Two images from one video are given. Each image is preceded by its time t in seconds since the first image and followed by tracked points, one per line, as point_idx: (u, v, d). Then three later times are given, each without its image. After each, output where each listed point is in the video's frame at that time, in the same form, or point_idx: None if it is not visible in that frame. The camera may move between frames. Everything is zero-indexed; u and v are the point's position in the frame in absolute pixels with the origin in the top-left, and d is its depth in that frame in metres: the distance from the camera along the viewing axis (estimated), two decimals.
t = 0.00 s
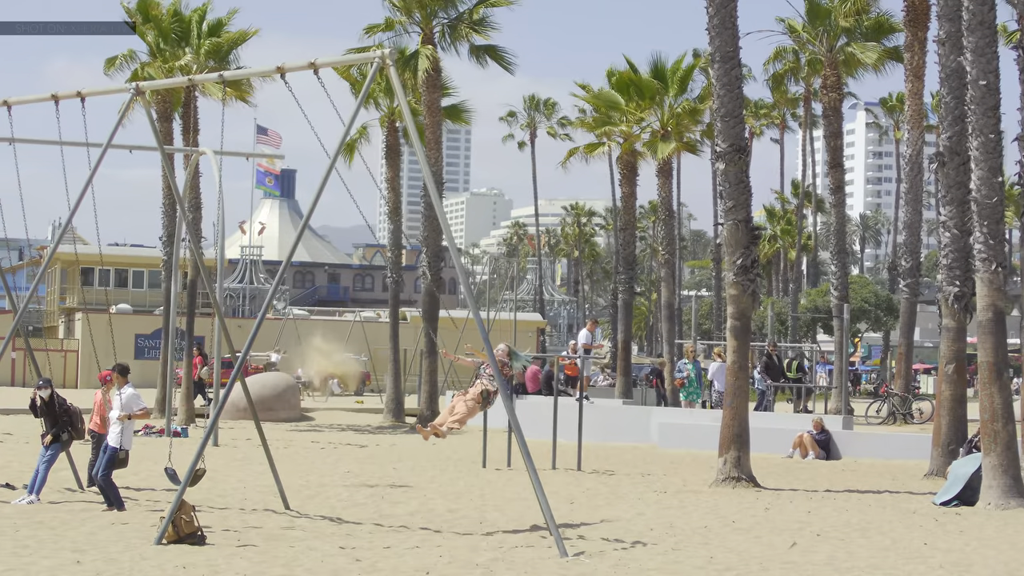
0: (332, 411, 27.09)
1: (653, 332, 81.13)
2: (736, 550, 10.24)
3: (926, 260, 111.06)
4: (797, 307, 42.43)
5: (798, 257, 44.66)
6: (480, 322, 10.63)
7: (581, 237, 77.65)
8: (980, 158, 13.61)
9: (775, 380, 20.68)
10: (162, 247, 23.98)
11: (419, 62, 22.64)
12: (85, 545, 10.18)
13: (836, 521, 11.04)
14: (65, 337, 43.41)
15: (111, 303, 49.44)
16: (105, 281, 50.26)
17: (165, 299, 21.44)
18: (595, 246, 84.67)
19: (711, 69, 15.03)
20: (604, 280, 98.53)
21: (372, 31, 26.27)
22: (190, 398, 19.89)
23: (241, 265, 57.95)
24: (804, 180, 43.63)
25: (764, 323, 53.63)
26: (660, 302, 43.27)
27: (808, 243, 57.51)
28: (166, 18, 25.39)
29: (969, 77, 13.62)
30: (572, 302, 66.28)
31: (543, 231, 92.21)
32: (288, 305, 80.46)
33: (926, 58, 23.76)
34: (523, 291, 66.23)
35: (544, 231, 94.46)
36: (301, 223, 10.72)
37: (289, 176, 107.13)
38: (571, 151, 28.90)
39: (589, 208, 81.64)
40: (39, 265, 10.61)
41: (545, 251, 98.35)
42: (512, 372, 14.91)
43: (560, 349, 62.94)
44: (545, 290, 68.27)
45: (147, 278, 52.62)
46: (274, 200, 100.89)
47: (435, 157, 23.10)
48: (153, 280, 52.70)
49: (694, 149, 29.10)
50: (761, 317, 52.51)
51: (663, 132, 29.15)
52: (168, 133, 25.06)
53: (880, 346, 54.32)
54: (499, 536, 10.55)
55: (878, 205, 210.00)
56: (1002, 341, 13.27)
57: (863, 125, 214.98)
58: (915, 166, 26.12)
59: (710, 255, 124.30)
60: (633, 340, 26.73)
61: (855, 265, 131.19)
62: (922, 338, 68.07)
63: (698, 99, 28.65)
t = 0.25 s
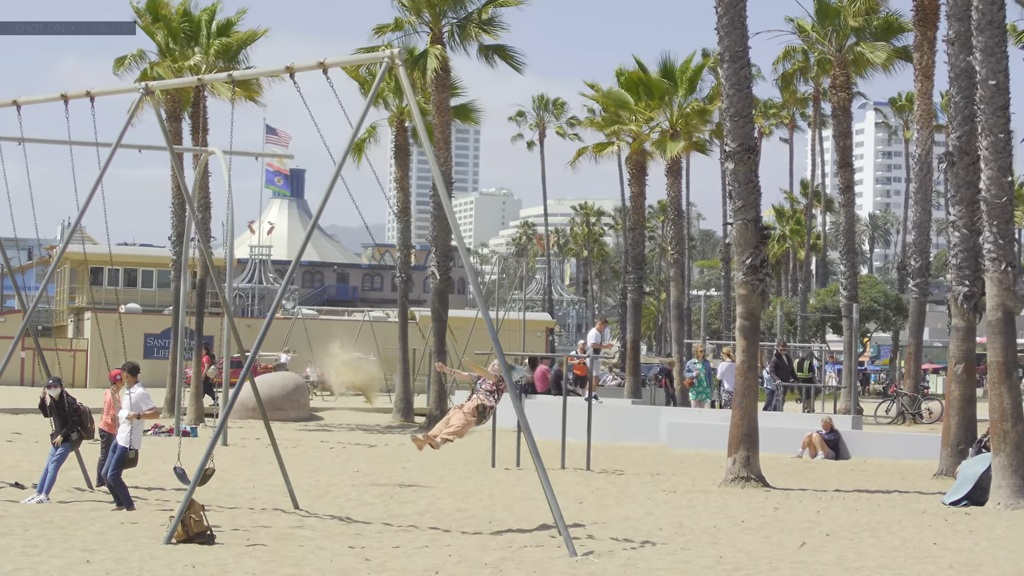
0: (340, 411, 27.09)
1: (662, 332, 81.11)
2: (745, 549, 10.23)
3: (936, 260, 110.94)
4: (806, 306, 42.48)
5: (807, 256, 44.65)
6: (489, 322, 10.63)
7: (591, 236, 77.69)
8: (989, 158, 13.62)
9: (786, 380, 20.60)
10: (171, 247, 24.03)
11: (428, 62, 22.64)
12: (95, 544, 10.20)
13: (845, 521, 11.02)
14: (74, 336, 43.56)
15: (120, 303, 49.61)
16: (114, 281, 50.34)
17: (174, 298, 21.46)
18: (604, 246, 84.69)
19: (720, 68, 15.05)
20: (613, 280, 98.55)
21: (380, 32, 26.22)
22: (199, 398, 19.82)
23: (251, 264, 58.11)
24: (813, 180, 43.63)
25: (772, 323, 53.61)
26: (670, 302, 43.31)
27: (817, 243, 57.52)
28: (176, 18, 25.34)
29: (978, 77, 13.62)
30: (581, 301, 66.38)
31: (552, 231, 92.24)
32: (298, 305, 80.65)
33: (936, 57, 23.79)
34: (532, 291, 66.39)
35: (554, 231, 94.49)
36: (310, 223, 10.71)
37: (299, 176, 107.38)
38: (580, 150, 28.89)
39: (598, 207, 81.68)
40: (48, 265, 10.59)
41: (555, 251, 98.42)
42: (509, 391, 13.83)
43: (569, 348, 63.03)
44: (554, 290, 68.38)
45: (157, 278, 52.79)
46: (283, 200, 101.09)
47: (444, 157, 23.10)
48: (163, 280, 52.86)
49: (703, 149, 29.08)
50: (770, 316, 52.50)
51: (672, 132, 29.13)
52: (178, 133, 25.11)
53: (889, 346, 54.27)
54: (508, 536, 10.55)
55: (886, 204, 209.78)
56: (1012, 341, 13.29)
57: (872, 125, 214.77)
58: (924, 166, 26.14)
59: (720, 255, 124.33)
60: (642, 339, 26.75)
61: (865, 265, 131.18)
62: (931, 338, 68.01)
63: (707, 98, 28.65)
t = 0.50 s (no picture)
0: (351, 410, 27.12)
1: (675, 331, 81.04)
2: (756, 549, 10.25)
3: (948, 259, 110.68)
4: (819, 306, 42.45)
5: (820, 256, 44.61)
6: (501, 321, 10.63)
7: (603, 236, 77.84)
8: (1002, 158, 13.63)
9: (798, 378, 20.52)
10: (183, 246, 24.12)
11: (439, 61, 22.67)
12: (107, 543, 10.23)
13: (857, 520, 11.02)
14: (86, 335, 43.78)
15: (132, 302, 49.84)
16: (127, 280, 50.61)
17: (186, 297, 21.51)
18: (616, 245, 84.65)
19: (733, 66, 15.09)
20: (625, 279, 98.49)
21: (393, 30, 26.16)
22: (211, 397, 19.94)
23: (263, 264, 58.27)
24: (826, 179, 43.67)
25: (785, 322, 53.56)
26: (682, 301, 43.33)
27: (830, 242, 57.43)
28: (188, 17, 25.32)
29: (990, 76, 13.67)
30: (592, 301, 66.42)
31: (564, 230, 92.38)
32: (310, 305, 80.85)
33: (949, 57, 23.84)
34: (544, 290, 66.46)
35: (566, 231, 94.51)
36: (322, 222, 10.71)
37: (312, 176, 107.63)
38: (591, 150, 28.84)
39: (610, 207, 81.65)
40: (60, 264, 10.59)
41: (567, 251, 98.41)
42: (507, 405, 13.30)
43: (581, 348, 63.10)
44: (565, 289, 68.44)
45: (169, 277, 53.02)
46: (296, 199, 101.28)
47: (456, 156, 23.10)
48: (175, 279, 53.10)
49: (715, 148, 29.07)
50: (782, 315, 52.46)
51: (684, 131, 29.12)
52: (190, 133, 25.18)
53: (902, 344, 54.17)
54: (520, 535, 10.55)
55: (899, 204, 209.41)
56: None
57: (886, 124, 214.47)
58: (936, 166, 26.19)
59: (732, 255, 124.27)
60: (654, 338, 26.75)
61: (877, 265, 131.00)
62: (944, 338, 67.84)
63: (719, 97, 28.61)
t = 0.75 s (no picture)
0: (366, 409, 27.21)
1: (688, 330, 81.03)
2: (769, 549, 10.24)
3: (962, 259, 110.55)
4: (832, 306, 42.45)
5: (833, 255, 44.62)
6: (514, 321, 10.63)
7: (615, 235, 77.99)
8: (1015, 157, 13.68)
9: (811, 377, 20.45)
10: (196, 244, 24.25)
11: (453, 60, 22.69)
12: (121, 543, 10.24)
13: (871, 519, 11.01)
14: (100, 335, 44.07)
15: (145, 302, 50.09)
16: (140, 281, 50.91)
17: (200, 296, 21.60)
18: (629, 245, 84.71)
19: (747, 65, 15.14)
20: (638, 279, 98.48)
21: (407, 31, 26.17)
22: (225, 397, 19.89)
23: (275, 264, 58.42)
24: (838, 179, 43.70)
25: (799, 321, 53.54)
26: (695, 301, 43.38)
27: (843, 242, 57.42)
28: (200, 17, 25.25)
29: (1004, 75, 13.78)
30: (605, 300, 66.53)
31: (577, 229, 92.57)
32: (322, 304, 81.17)
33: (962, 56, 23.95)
34: (556, 290, 66.58)
35: (579, 231, 94.62)
36: (336, 222, 10.71)
37: (324, 176, 108.05)
38: (604, 149, 28.86)
39: (623, 207, 81.71)
40: (74, 263, 10.60)
41: (579, 251, 98.49)
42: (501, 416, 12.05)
43: (593, 347, 63.21)
44: (577, 289, 68.57)
45: (182, 277, 53.30)
46: (308, 199, 101.59)
47: (468, 156, 23.13)
48: (187, 279, 53.37)
49: (728, 148, 29.07)
50: (795, 314, 52.47)
51: (697, 130, 29.12)
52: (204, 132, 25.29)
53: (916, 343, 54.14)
54: (534, 535, 10.54)
55: (911, 203, 209.11)
56: None
57: (898, 123, 214.14)
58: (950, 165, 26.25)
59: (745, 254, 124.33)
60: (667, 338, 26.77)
61: (890, 264, 130.90)
62: (957, 337, 67.74)
63: (732, 97, 28.61)
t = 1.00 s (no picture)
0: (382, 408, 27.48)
1: (704, 329, 81.16)
2: (785, 548, 10.24)
3: (977, 257, 110.43)
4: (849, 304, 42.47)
5: (850, 254, 44.63)
6: (531, 320, 10.63)
7: (631, 234, 78.12)
8: None
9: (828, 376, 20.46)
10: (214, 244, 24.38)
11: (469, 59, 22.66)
12: (138, 542, 10.26)
13: (887, 518, 10.99)
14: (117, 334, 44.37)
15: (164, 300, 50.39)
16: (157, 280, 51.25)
17: (216, 297, 21.66)
18: (645, 244, 84.76)
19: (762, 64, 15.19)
20: (654, 278, 98.51)
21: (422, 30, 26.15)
22: (241, 397, 19.84)
23: (291, 263, 58.68)
24: (854, 177, 43.70)
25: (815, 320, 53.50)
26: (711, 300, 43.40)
27: (859, 241, 57.33)
28: (216, 15, 25.27)
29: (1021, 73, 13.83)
30: (620, 300, 66.71)
31: (593, 229, 92.73)
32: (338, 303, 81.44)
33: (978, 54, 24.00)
34: (573, 289, 66.81)
35: (595, 230, 94.72)
36: (352, 222, 10.70)
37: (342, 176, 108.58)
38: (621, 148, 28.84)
39: (639, 206, 81.76)
40: (91, 263, 10.60)
41: (596, 251, 98.53)
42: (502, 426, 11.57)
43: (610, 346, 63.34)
44: (593, 287, 68.74)
45: (198, 276, 53.70)
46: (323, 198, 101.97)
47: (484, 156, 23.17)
48: (204, 278, 53.71)
49: (745, 147, 29.07)
50: (811, 313, 52.57)
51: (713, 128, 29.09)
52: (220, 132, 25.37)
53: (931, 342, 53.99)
54: (550, 534, 10.55)
55: (927, 202, 208.96)
56: None
57: (913, 121, 213.75)
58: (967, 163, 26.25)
59: (760, 254, 124.27)
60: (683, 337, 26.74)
61: (907, 263, 130.93)
62: (973, 335, 67.56)
63: (748, 95, 28.57)
